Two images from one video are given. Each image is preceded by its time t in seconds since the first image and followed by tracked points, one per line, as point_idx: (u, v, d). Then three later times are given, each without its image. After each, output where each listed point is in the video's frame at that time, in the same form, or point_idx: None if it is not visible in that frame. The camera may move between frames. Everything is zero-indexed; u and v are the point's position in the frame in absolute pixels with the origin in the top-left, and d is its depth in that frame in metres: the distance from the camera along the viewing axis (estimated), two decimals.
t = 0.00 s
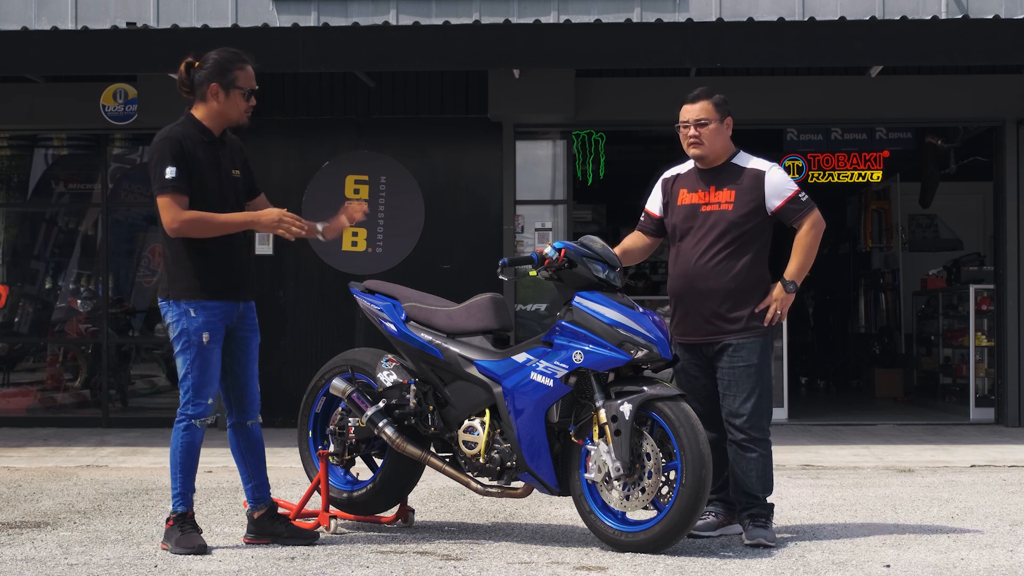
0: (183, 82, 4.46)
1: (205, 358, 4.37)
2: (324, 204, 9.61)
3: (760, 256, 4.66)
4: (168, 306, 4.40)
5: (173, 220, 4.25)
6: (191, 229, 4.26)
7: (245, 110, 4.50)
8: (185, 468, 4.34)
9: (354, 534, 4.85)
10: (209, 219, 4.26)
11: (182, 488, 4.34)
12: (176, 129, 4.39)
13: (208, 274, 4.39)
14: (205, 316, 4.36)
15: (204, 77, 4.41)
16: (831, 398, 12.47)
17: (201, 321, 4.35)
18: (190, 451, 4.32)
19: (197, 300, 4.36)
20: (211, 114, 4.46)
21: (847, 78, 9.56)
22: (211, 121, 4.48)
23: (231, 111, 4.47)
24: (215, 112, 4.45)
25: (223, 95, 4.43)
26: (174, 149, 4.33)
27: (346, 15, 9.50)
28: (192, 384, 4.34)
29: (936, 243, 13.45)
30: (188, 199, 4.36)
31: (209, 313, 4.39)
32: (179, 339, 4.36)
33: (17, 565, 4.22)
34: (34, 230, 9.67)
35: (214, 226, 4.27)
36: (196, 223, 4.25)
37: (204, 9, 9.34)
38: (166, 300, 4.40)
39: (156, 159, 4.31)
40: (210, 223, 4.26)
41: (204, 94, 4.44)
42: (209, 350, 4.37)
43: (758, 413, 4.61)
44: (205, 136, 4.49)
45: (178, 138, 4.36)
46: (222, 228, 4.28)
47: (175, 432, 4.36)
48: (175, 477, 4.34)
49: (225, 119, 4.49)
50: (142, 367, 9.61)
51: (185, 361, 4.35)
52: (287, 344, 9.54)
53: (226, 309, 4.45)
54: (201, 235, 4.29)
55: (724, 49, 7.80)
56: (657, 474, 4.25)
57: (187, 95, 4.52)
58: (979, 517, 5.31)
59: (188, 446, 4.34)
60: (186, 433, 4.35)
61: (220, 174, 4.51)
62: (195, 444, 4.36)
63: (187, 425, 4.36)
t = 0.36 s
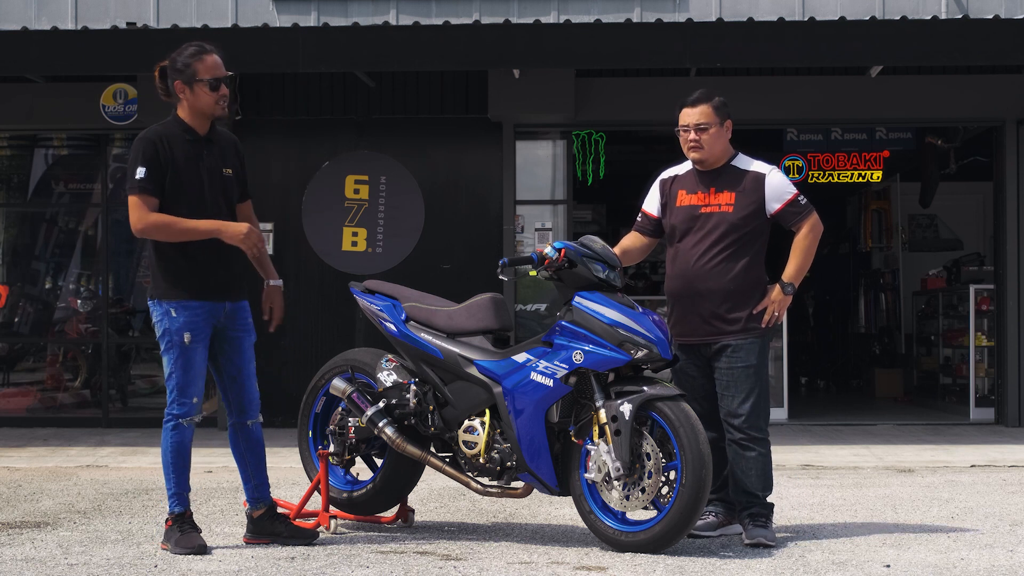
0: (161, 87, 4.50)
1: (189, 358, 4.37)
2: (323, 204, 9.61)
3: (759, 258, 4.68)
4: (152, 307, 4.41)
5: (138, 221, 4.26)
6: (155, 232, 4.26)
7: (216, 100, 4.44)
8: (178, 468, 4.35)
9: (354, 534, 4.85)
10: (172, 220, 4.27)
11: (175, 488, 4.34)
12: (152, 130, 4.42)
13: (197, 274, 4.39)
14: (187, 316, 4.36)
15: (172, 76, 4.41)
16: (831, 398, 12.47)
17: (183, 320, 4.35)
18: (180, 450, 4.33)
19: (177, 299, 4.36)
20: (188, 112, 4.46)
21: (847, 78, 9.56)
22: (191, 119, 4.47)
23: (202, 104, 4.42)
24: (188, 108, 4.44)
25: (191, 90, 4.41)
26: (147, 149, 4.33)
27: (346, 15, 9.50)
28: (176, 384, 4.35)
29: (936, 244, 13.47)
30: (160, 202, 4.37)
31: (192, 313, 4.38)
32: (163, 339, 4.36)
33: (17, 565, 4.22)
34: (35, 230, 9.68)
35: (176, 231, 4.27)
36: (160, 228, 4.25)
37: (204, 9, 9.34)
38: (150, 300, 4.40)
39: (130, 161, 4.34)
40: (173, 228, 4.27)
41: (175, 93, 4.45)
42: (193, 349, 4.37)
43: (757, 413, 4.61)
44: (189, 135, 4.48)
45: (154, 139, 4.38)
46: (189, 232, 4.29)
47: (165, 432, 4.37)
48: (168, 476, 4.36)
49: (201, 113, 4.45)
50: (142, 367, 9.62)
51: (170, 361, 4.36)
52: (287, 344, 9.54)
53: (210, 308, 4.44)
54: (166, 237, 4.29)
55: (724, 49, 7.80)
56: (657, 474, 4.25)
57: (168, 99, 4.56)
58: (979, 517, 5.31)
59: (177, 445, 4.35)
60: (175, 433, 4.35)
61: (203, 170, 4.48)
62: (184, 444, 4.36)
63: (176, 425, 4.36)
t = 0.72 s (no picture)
0: (169, 88, 4.52)
1: (193, 358, 4.37)
2: (323, 204, 9.61)
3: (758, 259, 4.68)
4: (158, 305, 4.41)
5: (135, 221, 4.27)
6: (152, 232, 4.26)
7: (220, 97, 4.42)
8: (179, 467, 4.35)
9: (354, 534, 4.85)
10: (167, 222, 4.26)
11: (175, 487, 4.34)
12: (158, 129, 4.43)
13: (200, 273, 4.39)
14: (192, 316, 4.36)
15: (176, 76, 4.42)
16: (831, 398, 12.47)
17: (188, 321, 4.35)
18: (180, 450, 4.33)
19: (183, 300, 4.36)
20: (193, 111, 4.45)
21: (847, 78, 9.56)
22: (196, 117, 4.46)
23: (206, 102, 4.41)
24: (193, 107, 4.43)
25: (195, 88, 4.41)
26: (151, 148, 4.34)
27: (346, 14, 9.50)
28: (179, 384, 4.35)
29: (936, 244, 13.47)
30: (161, 201, 4.37)
31: (197, 313, 4.38)
32: (167, 338, 4.37)
33: (17, 565, 4.22)
34: (35, 231, 9.67)
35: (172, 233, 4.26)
36: (155, 228, 4.25)
37: (204, 9, 9.34)
38: (155, 299, 4.41)
39: (135, 160, 4.35)
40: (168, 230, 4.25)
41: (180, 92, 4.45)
42: (197, 350, 4.37)
43: (756, 413, 4.61)
44: (196, 135, 4.48)
45: (159, 137, 4.39)
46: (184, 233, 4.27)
47: (166, 431, 4.37)
48: (168, 475, 4.36)
49: (206, 110, 4.44)
50: (142, 366, 9.62)
51: (173, 361, 4.36)
52: (287, 344, 9.54)
53: (216, 309, 4.44)
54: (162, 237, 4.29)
55: (724, 49, 7.80)
56: (657, 474, 4.25)
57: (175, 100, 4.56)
58: (979, 517, 5.31)
59: (178, 445, 4.35)
60: (175, 432, 4.36)
61: (209, 169, 4.48)
62: (185, 443, 4.37)
63: (177, 425, 4.36)
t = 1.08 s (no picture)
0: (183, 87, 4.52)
1: (207, 358, 4.37)
2: (323, 204, 9.62)
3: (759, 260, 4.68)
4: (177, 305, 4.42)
5: (160, 217, 4.29)
6: (175, 227, 4.29)
7: (234, 96, 4.42)
8: (186, 466, 4.35)
9: (354, 534, 4.85)
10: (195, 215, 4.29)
11: (181, 487, 4.35)
12: (174, 127, 4.43)
13: (217, 270, 4.40)
14: (209, 316, 4.37)
15: (190, 75, 4.42)
16: (831, 398, 12.47)
17: (205, 321, 4.36)
18: (189, 449, 4.33)
19: (202, 300, 4.37)
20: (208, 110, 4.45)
21: (847, 78, 9.56)
22: (211, 116, 4.46)
23: (220, 101, 4.41)
24: (208, 105, 4.43)
25: (209, 87, 4.41)
26: (168, 145, 4.34)
27: (346, 14, 9.50)
28: (192, 383, 4.35)
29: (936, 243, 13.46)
30: (182, 198, 4.38)
31: (215, 313, 4.39)
32: (183, 338, 4.38)
33: (17, 565, 4.22)
34: (35, 231, 9.67)
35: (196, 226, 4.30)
36: (178, 223, 4.28)
37: (204, 9, 9.34)
38: (174, 299, 4.41)
39: (154, 158, 4.37)
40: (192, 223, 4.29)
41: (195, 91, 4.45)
42: (212, 350, 4.38)
43: (757, 414, 4.61)
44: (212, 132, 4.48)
45: (176, 134, 4.39)
46: (209, 227, 4.32)
47: (176, 430, 4.37)
48: (175, 474, 4.36)
49: (221, 109, 4.44)
50: (141, 367, 9.61)
51: (188, 360, 4.37)
52: (287, 344, 9.54)
53: (234, 310, 4.45)
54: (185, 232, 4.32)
55: (725, 49, 7.80)
56: (657, 474, 4.25)
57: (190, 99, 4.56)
58: (979, 517, 5.31)
59: (187, 444, 4.35)
60: (186, 432, 4.36)
61: (227, 166, 4.48)
62: (194, 443, 4.37)
63: (188, 424, 4.37)
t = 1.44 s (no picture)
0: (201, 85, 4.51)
1: (218, 358, 4.37)
2: (324, 204, 9.62)
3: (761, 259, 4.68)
4: (189, 305, 4.42)
5: (177, 216, 4.28)
6: (192, 228, 4.29)
7: (255, 101, 4.46)
8: (191, 466, 4.35)
9: (354, 534, 4.85)
10: (214, 215, 4.30)
11: (185, 486, 4.34)
12: (191, 125, 4.43)
13: (225, 272, 4.40)
14: (222, 317, 4.37)
15: (213, 75, 4.42)
16: (831, 398, 12.47)
17: (217, 322, 4.36)
18: (196, 449, 4.33)
19: (216, 300, 4.37)
20: (225, 112, 4.47)
21: (847, 78, 9.56)
22: (227, 118, 4.47)
23: (241, 105, 4.44)
24: (228, 108, 4.44)
25: (231, 89, 4.42)
26: (186, 144, 4.34)
27: (346, 15, 9.50)
28: (202, 383, 4.35)
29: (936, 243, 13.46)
30: (199, 196, 4.38)
31: (227, 314, 4.39)
32: (195, 338, 4.38)
33: (17, 565, 4.22)
34: (35, 231, 9.67)
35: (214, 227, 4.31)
36: (196, 223, 4.28)
37: (204, 9, 9.34)
38: (187, 299, 4.41)
39: (171, 156, 4.36)
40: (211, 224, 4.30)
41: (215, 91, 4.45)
42: (223, 351, 4.38)
43: (758, 414, 4.61)
44: (227, 132, 4.48)
45: (193, 133, 4.38)
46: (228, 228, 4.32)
47: (184, 429, 4.37)
48: (179, 473, 4.35)
49: (240, 113, 4.46)
50: (141, 367, 9.61)
51: (199, 360, 4.37)
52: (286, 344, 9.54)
53: (246, 311, 4.45)
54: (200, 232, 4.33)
55: (725, 49, 7.80)
56: (657, 474, 4.25)
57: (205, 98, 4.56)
58: (979, 517, 5.31)
59: (193, 444, 4.35)
60: (193, 431, 4.35)
61: (242, 168, 4.49)
62: (201, 443, 4.36)
63: (196, 424, 4.36)
